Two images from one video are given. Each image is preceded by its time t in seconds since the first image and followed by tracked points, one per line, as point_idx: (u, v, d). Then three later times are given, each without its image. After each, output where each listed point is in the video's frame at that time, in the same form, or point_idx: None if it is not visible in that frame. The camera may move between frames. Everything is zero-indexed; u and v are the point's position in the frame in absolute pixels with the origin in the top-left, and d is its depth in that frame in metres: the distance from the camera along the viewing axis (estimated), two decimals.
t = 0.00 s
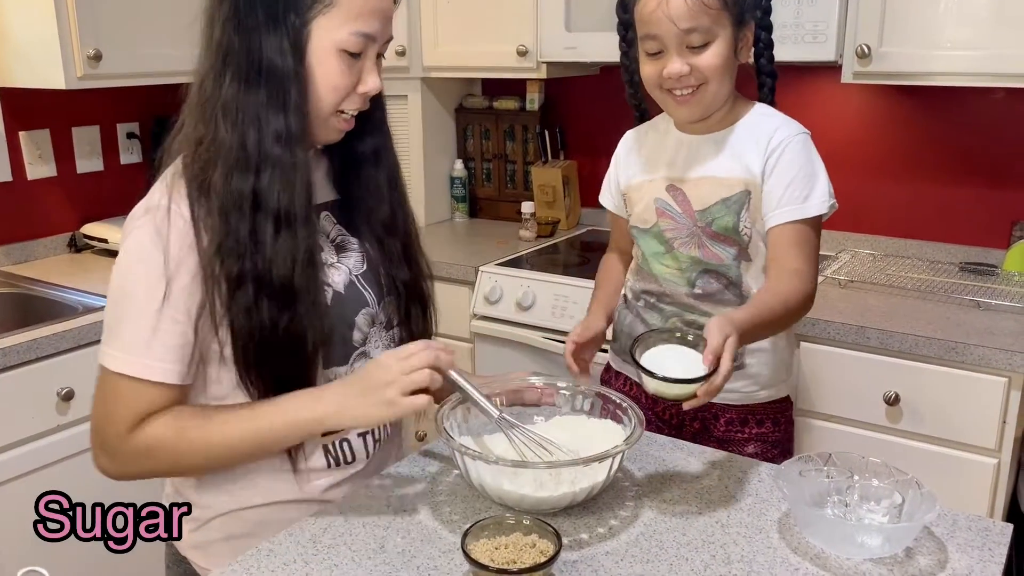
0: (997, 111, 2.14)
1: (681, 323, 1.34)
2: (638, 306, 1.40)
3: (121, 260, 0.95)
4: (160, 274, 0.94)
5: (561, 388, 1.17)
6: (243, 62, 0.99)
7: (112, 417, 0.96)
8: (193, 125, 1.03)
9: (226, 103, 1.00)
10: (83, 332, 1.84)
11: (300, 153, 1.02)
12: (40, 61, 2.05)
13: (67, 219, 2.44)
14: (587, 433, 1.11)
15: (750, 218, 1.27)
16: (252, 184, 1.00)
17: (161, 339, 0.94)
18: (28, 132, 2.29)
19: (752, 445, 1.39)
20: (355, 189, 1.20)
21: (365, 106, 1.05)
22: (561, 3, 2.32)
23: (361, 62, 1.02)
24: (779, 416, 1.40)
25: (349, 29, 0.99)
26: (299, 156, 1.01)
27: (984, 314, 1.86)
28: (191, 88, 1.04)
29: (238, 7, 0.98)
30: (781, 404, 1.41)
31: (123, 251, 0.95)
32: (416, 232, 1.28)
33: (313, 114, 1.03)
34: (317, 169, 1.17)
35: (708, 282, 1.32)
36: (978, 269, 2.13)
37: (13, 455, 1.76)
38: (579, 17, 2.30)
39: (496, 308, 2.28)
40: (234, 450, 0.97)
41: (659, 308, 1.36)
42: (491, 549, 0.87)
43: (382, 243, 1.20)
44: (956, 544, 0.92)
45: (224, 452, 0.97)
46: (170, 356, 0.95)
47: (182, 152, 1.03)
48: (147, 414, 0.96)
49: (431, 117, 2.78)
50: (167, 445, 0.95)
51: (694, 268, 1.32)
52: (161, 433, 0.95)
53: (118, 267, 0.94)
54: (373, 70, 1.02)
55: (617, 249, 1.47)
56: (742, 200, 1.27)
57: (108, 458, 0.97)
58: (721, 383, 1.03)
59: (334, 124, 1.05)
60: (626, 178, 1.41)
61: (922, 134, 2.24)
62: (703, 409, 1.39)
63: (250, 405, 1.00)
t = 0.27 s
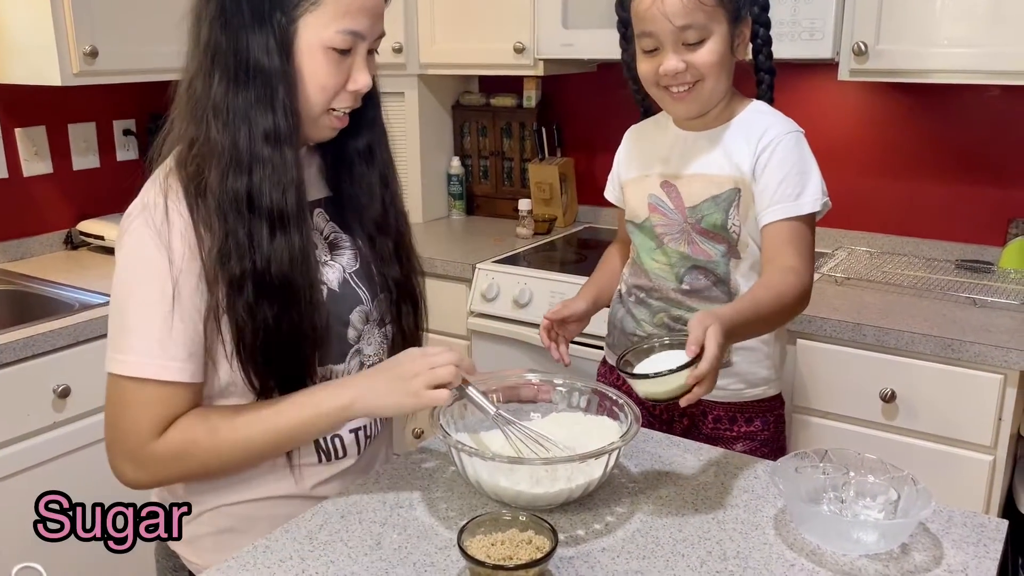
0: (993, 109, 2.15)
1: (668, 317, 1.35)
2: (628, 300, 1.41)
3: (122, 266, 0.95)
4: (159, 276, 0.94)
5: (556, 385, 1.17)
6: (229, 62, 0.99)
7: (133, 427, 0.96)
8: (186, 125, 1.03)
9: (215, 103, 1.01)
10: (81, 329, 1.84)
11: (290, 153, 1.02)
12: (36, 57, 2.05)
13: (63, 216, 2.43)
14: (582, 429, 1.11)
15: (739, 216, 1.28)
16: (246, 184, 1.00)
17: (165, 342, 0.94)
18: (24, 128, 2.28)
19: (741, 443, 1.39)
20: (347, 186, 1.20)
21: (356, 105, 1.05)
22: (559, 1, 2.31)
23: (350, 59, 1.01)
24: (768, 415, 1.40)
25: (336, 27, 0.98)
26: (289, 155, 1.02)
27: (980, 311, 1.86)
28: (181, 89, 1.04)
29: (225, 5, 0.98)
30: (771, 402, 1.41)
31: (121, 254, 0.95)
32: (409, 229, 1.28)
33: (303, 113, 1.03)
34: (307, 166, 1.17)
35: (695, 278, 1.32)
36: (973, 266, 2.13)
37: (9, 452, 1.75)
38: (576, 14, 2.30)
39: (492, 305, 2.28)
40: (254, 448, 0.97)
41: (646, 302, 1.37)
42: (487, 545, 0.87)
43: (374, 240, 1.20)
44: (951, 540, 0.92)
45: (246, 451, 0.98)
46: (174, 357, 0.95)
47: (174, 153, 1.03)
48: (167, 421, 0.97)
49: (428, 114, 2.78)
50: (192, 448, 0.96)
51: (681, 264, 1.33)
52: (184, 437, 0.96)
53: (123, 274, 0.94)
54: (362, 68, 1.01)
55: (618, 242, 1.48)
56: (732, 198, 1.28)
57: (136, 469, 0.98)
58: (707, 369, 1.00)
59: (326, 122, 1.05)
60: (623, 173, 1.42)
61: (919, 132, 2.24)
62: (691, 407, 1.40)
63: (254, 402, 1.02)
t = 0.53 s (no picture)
0: (989, 107, 2.15)
1: (664, 316, 1.35)
2: (626, 298, 1.41)
3: (124, 266, 0.94)
4: (160, 276, 0.93)
5: (553, 383, 1.17)
6: (226, 61, 0.99)
7: (133, 424, 0.96)
8: (185, 124, 1.02)
9: (213, 102, 1.00)
10: (79, 327, 1.84)
11: (289, 151, 1.01)
12: (31, 55, 2.04)
13: (59, 215, 2.43)
14: (580, 428, 1.11)
15: (734, 212, 1.28)
16: (247, 182, 1.00)
17: (168, 341, 0.94)
18: (19, 126, 2.27)
19: (737, 442, 1.40)
20: (345, 183, 1.20)
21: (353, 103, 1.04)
22: None
23: (345, 58, 1.00)
24: (764, 414, 1.41)
25: (330, 26, 0.97)
26: (288, 154, 1.01)
27: (977, 309, 1.86)
28: (178, 88, 1.03)
29: (219, 5, 0.98)
30: (769, 401, 1.41)
31: (122, 255, 0.94)
32: (407, 224, 1.28)
33: (301, 111, 1.03)
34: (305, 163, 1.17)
35: (691, 276, 1.32)
36: (970, 264, 2.13)
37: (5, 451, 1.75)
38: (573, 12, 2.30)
39: (489, 303, 2.28)
40: (257, 446, 0.97)
41: (643, 301, 1.37)
42: (483, 544, 0.87)
43: (373, 236, 1.20)
44: (948, 537, 0.92)
45: (248, 450, 0.97)
46: (176, 357, 0.94)
47: (173, 152, 1.02)
48: (168, 417, 0.97)
49: (424, 112, 2.78)
50: (192, 445, 0.96)
51: (677, 262, 1.33)
52: (185, 434, 0.96)
53: (125, 273, 0.94)
54: (357, 67, 1.01)
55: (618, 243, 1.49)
56: (726, 194, 1.28)
57: (136, 465, 0.97)
58: (685, 356, 0.98)
59: (325, 120, 1.04)
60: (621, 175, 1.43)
61: (916, 129, 2.24)
62: (688, 405, 1.41)
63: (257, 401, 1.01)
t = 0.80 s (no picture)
0: (987, 104, 2.15)
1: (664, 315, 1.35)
2: (625, 297, 1.40)
3: (122, 264, 0.94)
4: (160, 274, 0.93)
5: (551, 382, 1.17)
6: (226, 58, 0.98)
7: (126, 420, 0.95)
8: (184, 122, 1.02)
9: (213, 99, 0.99)
10: (76, 326, 1.84)
11: (289, 149, 1.01)
12: (27, 53, 2.03)
13: (55, 213, 2.42)
14: (578, 426, 1.11)
15: (733, 209, 1.27)
16: (246, 180, 0.99)
17: (167, 340, 0.93)
18: (16, 125, 2.27)
19: (738, 442, 1.41)
20: (344, 180, 1.19)
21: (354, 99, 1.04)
22: None
23: (345, 56, 1.00)
24: (764, 414, 1.41)
25: (331, 24, 0.97)
26: (288, 151, 1.01)
27: (975, 307, 1.86)
28: (178, 85, 1.03)
29: (220, 3, 0.98)
30: (770, 401, 1.41)
31: (121, 253, 0.94)
32: (406, 220, 1.28)
33: (302, 108, 1.02)
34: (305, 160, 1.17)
35: (690, 275, 1.32)
36: (968, 262, 2.13)
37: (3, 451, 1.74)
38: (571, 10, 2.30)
39: (487, 301, 2.28)
40: (252, 447, 0.97)
41: (642, 301, 1.37)
42: (481, 543, 0.86)
43: (372, 233, 1.20)
44: (946, 536, 0.92)
45: (243, 450, 0.97)
46: (175, 355, 0.94)
47: (172, 150, 1.02)
48: (162, 415, 0.96)
49: (422, 110, 2.77)
50: (185, 444, 0.96)
51: (676, 261, 1.33)
52: (178, 432, 0.95)
53: (123, 272, 0.93)
54: (357, 65, 1.01)
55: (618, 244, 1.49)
56: (724, 191, 1.27)
57: (128, 462, 0.97)
58: (672, 358, 0.97)
59: (326, 116, 1.04)
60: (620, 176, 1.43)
61: (914, 127, 2.24)
62: (689, 405, 1.42)
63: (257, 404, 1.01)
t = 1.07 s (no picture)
0: (987, 103, 2.14)
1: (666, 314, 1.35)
2: (628, 297, 1.40)
3: (128, 261, 0.93)
4: (165, 271, 0.92)
5: (552, 380, 1.17)
6: (236, 55, 0.98)
7: (123, 417, 0.95)
8: (192, 119, 1.01)
9: (222, 95, 0.99)
10: (76, 324, 1.84)
11: (298, 146, 1.01)
12: (27, 51, 2.03)
13: (54, 212, 2.42)
14: (580, 424, 1.11)
15: (732, 206, 1.27)
16: (254, 177, 0.99)
17: (171, 337, 0.93)
18: (15, 123, 2.27)
19: (741, 442, 1.41)
20: (348, 178, 1.20)
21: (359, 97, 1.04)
22: None
23: (352, 54, 1.00)
24: (768, 414, 1.41)
25: (338, 22, 0.97)
26: (297, 149, 1.01)
27: (976, 305, 1.86)
28: (186, 81, 1.02)
29: None
30: (774, 401, 1.42)
31: (127, 249, 0.93)
32: (408, 219, 1.28)
33: (308, 105, 1.02)
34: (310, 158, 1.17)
35: (692, 273, 1.32)
36: (968, 260, 2.13)
37: (3, 449, 1.74)
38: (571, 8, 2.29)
39: (487, 300, 2.28)
40: (251, 447, 0.97)
41: (644, 300, 1.37)
42: (482, 542, 0.86)
43: (375, 231, 1.20)
44: (947, 534, 0.92)
45: (241, 449, 0.97)
46: (178, 353, 0.94)
47: (179, 145, 1.01)
48: (160, 412, 0.96)
49: (422, 109, 2.77)
50: (182, 442, 0.95)
51: (678, 259, 1.33)
52: (176, 431, 0.95)
53: (128, 267, 0.93)
54: (363, 63, 1.01)
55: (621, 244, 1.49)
56: (723, 187, 1.27)
57: (123, 459, 0.97)
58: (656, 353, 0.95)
59: (331, 114, 1.04)
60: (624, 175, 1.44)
61: (915, 125, 2.24)
62: (692, 406, 1.41)
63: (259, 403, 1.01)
